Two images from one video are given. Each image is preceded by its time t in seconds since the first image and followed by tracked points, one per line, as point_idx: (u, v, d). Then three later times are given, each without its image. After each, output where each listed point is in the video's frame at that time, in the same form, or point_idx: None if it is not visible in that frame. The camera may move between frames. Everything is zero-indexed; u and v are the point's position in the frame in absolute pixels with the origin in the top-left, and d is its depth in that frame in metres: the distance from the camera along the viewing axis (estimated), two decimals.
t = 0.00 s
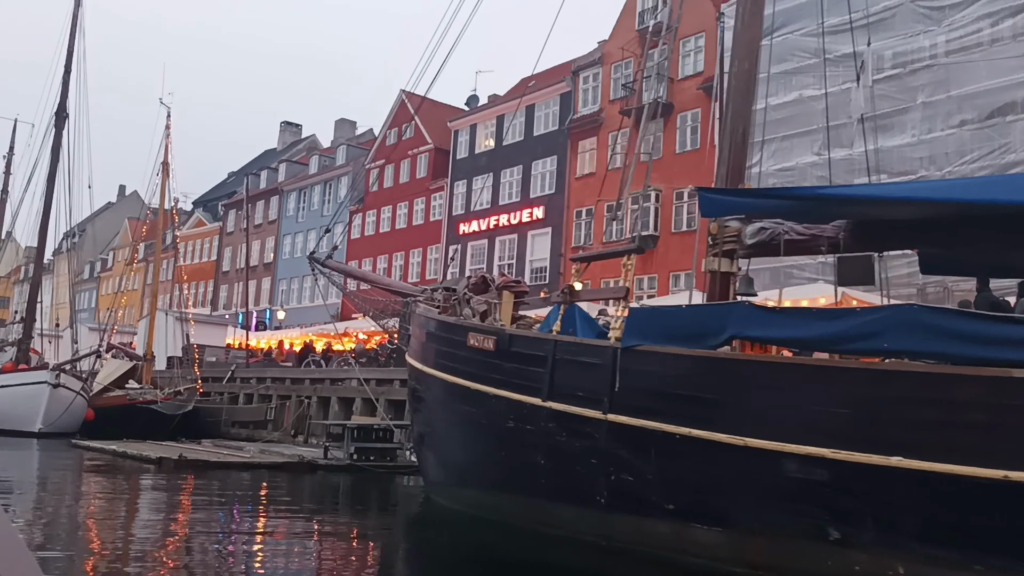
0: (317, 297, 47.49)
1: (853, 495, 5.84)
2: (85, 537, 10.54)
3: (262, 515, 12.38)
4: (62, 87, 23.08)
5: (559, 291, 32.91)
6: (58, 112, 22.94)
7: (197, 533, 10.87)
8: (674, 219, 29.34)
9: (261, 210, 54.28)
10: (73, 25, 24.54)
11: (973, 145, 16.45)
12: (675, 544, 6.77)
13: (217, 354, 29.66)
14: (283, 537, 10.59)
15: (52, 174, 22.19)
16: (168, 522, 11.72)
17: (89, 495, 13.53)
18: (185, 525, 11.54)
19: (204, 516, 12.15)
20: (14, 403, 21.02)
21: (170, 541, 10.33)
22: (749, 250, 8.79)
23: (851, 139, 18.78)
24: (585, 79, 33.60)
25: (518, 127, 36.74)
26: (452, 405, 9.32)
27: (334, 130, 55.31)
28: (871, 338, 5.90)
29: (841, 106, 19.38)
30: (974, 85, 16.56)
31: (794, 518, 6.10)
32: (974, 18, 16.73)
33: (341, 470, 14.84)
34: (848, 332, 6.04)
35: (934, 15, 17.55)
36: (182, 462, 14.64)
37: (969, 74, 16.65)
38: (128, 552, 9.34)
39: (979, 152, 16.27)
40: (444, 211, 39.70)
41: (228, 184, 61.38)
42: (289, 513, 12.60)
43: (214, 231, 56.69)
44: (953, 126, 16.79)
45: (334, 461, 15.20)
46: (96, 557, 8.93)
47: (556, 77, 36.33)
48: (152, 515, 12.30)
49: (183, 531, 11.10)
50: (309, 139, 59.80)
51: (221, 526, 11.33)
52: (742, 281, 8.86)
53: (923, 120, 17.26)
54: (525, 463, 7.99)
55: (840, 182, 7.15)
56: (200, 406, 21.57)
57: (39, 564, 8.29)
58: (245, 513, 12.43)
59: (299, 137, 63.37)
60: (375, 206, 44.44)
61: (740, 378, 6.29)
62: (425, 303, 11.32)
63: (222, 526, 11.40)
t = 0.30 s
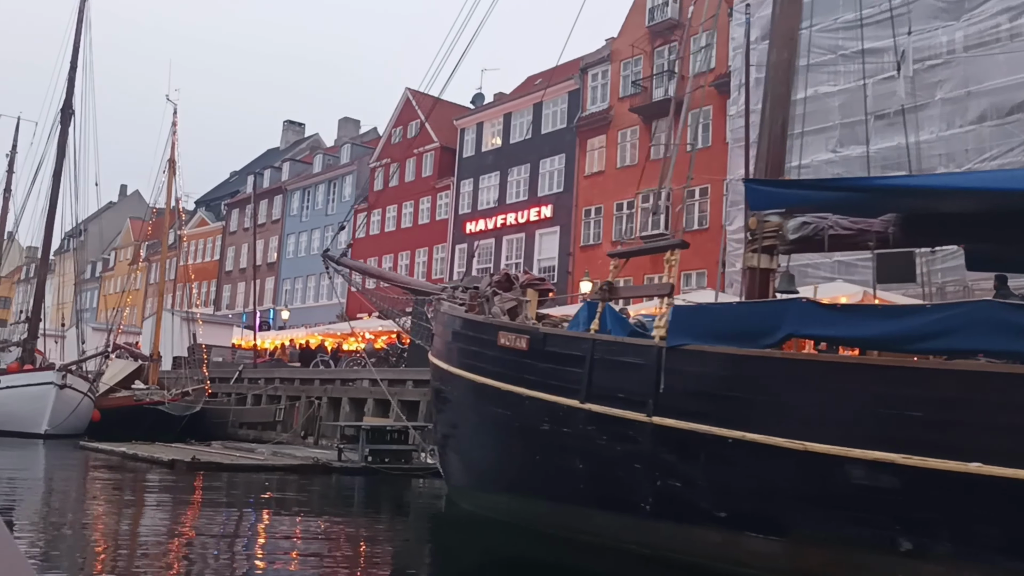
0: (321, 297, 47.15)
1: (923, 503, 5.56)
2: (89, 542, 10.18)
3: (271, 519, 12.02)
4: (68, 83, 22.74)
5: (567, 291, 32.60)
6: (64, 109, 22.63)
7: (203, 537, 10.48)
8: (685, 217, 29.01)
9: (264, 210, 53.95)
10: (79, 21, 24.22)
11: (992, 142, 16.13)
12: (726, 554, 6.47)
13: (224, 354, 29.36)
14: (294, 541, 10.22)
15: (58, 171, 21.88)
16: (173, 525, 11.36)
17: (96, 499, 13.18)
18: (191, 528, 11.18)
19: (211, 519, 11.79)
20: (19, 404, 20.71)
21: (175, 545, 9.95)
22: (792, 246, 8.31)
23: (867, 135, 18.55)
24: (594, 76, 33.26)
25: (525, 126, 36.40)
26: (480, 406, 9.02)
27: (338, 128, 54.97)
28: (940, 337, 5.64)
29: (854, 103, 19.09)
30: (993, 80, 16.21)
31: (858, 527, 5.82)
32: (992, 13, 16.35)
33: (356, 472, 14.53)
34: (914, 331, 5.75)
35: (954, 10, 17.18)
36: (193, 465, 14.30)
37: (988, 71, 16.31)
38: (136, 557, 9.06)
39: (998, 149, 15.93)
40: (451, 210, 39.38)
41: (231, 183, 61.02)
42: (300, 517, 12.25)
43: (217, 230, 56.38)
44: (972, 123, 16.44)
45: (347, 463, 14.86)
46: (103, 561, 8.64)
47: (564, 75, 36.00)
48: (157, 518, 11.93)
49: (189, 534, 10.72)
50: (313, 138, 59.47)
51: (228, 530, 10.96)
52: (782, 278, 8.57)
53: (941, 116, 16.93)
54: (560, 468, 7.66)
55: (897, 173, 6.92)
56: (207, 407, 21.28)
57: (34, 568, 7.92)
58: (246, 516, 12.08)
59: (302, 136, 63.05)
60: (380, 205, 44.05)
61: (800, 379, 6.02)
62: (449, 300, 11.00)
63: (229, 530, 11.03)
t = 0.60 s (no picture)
0: (326, 296, 46.82)
1: (1004, 512, 5.28)
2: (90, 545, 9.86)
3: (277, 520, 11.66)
4: (74, 79, 22.41)
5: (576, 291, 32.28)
6: (70, 105, 22.29)
7: (207, 540, 10.12)
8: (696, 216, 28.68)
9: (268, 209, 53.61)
10: (85, 16, 23.88)
11: (1013, 140, 15.14)
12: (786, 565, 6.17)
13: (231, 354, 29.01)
14: (302, 545, 9.85)
15: (64, 168, 21.54)
16: (178, 528, 11.00)
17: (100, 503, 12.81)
18: (197, 532, 10.80)
19: (220, 521, 11.44)
20: (24, 405, 20.34)
21: (180, 549, 9.60)
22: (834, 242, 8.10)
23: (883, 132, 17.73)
24: (603, 73, 32.94)
25: (533, 123, 36.06)
26: (509, 407, 8.71)
27: (341, 127, 54.66)
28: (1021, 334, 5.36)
29: (869, 100, 18.52)
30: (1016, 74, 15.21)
31: (932, 538, 5.54)
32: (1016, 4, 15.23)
33: (371, 475, 14.16)
34: (991, 328, 5.49)
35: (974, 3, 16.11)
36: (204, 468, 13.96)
37: (1009, 64, 15.29)
38: (142, 560, 8.74)
39: (1019, 146, 14.96)
40: (457, 209, 39.05)
41: (233, 182, 60.67)
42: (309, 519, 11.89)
43: (221, 230, 56.09)
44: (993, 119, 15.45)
45: (362, 465, 14.50)
46: (107, 564, 8.32)
47: (572, 71, 35.64)
48: (160, 520, 11.57)
49: (194, 537, 10.37)
50: (317, 136, 59.11)
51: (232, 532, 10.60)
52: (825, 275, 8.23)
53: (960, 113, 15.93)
54: (599, 472, 7.34)
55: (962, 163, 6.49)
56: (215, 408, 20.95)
57: (28, 571, 7.56)
58: (247, 518, 11.71)
59: (305, 135, 62.73)
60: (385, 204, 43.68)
61: (868, 381, 5.73)
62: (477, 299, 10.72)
63: (235, 533, 10.67)
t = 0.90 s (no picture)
0: (330, 296, 46.51)
1: None
2: (97, 549, 9.55)
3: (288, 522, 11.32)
4: (79, 76, 22.06)
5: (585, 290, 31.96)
6: (76, 100, 21.94)
7: (215, 544, 9.79)
8: (708, 214, 28.34)
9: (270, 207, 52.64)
10: (90, 11, 23.52)
11: None
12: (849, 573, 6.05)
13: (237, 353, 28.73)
14: (314, 548, 9.52)
15: (70, 165, 21.19)
16: (185, 532, 10.68)
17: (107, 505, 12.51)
18: (206, 535, 10.47)
19: (229, 524, 11.11)
20: (31, 405, 20.07)
21: (188, 553, 9.27)
22: (882, 237, 7.69)
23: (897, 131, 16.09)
24: (612, 70, 32.63)
25: (540, 121, 35.72)
26: (537, 408, 8.44)
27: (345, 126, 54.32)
28: None
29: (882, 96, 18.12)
30: None
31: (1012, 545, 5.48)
32: None
33: (388, 477, 13.86)
34: None
35: None
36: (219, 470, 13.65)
37: None
38: (147, 565, 8.44)
39: None
40: (463, 208, 38.75)
41: (236, 181, 60.33)
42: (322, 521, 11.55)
43: (224, 229, 55.75)
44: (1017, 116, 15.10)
45: (378, 467, 14.17)
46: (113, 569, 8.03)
47: (581, 69, 35.30)
48: (167, 523, 11.23)
49: (201, 541, 10.04)
50: (319, 135, 58.77)
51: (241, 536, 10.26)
52: (871, 271, 7.95)
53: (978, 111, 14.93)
54: (641, 478, 7.08)
55: None
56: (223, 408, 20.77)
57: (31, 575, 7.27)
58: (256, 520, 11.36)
59: (308, 134, 62.43)
60: (389, 203, 43.34)
61: (939, 383, 5.60)
62: (504, 297, 10.46)
63: (243, 536, 10.34)
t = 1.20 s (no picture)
0: (334, 296, 46.23)
1: None
2: (102, 555, 9.20)
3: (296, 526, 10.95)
4: (85, 71, 21.70)
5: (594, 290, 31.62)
6: (82, 96, 21.62)
7: (226, 548, 9.44)
8: (719, 213, 28.03)
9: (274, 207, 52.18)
10: (96, 6, 23.20)
11: None
12: None
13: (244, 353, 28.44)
14: (327, 552, 9.18)
15: (76, 163, 20.88)
16: (193, 536, 10.32)
17: (118, 509, 12.22)
18: (214, 539, 10.13)
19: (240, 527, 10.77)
20: (39, 406, 19.79)
21: (199, 558, 8.93)
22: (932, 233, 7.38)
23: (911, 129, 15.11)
24: (620, 68, 32.29)
25: (548, 119, 35.40)
26: (565, 409, 8.24)
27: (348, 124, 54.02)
28: None
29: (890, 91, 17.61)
30: None
31: None
32: None
33: (405, 481, 13.54)
34: None
35: None
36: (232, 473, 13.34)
37: None
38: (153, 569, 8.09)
39: None
40: (470, 207, 38.44)
41: (239, 180, 60.00)
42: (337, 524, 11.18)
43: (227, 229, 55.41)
44: None
45: (394, 470, 13.86)
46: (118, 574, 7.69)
47: (590, 66, 34.97)
48: (174, 527, 10.88)
49: (209, 545, 9.70)
50: (323, 134, 58.46)
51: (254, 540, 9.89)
52: (920, 268, 7.61)
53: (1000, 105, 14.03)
54: (686, 482, 6.92)
55: None
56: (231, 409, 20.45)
57: None
58: (264, 524, 11.01)
59: (312, 133, 62.15)
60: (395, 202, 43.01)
61: (1012, 385, 5.43)
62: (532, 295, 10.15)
63: (253, 540, 10.01)
